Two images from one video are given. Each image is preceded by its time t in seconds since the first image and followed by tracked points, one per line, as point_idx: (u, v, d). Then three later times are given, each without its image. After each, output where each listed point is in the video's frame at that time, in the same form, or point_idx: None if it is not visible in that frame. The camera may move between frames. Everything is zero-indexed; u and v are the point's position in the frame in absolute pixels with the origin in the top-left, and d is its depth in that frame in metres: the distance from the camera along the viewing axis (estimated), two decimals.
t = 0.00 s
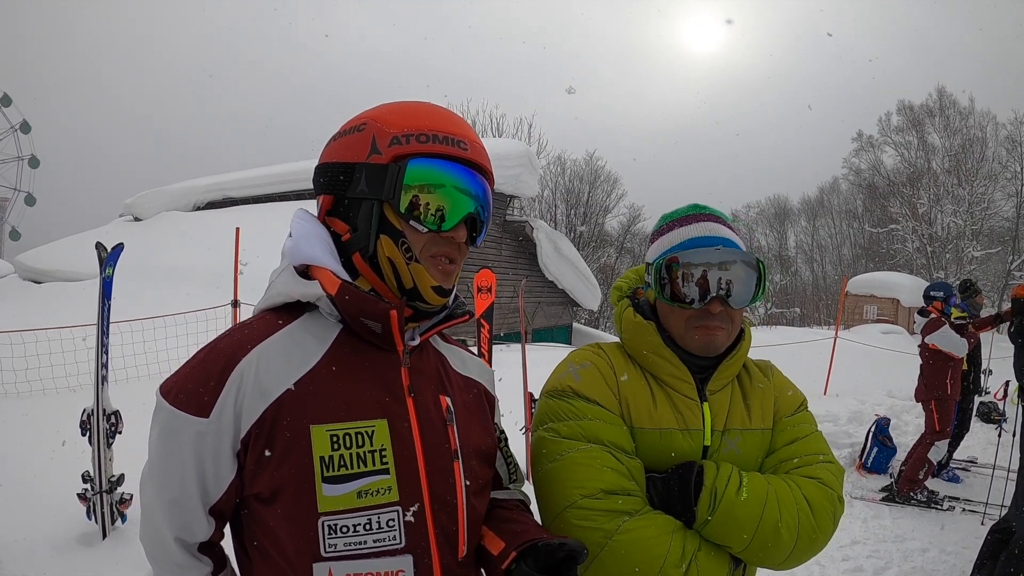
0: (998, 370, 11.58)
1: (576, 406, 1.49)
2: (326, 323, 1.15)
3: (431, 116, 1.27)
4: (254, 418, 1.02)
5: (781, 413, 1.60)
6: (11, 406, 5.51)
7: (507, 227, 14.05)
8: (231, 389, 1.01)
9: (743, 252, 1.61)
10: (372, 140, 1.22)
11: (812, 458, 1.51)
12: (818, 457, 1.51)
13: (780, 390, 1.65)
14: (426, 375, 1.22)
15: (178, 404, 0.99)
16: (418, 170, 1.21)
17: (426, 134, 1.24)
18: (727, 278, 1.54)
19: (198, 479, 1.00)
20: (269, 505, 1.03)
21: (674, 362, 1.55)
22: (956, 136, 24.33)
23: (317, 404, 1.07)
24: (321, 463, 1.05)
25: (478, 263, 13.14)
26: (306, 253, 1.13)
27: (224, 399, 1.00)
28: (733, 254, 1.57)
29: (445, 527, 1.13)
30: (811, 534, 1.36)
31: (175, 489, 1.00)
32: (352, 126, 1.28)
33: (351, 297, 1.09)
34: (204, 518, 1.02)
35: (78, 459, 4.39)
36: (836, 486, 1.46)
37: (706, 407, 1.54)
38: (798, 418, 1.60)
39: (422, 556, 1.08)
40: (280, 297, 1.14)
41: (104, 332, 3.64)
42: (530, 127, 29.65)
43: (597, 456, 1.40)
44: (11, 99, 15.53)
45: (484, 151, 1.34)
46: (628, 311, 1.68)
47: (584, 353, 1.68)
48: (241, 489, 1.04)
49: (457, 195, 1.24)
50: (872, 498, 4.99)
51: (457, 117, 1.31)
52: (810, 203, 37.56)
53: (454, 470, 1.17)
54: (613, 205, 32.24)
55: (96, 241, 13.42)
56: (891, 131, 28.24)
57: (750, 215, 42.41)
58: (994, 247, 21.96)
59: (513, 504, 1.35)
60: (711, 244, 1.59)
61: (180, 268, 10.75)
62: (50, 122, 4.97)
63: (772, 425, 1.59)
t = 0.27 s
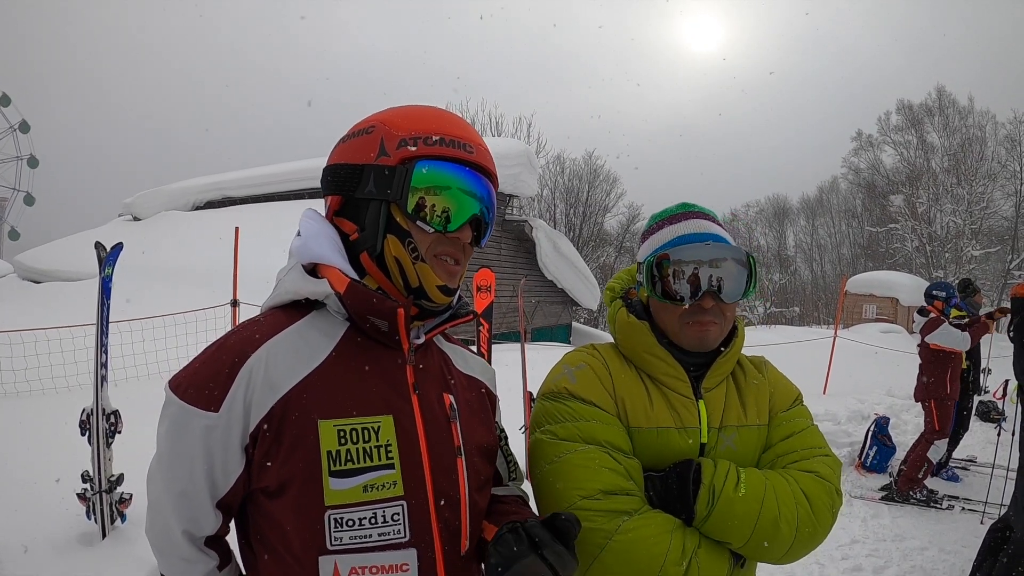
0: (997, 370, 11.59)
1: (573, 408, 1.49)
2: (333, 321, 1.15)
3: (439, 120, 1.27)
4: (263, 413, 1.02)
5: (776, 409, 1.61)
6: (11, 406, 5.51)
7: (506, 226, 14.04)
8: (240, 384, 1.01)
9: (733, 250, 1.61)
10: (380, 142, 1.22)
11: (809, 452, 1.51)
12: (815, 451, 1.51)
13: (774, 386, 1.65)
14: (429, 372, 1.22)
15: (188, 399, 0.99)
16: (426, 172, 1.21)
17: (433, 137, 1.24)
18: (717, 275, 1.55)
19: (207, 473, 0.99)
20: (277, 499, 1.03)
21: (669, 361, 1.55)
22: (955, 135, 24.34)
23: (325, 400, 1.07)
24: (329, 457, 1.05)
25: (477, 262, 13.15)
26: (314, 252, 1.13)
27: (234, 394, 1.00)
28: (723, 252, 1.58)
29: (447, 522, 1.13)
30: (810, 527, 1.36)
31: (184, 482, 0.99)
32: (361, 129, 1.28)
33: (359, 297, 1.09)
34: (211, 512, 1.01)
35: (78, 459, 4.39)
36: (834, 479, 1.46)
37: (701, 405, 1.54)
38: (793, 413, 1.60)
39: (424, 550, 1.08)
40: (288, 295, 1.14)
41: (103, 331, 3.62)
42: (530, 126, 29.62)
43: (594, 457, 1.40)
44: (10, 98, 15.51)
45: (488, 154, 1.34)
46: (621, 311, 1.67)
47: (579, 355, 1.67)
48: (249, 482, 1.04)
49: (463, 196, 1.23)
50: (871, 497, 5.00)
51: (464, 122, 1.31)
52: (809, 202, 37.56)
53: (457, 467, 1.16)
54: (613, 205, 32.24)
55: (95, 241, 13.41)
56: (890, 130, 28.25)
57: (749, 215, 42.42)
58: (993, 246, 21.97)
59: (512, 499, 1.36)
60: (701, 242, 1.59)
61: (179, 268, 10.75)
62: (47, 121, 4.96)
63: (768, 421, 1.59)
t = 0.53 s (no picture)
0: (994, 370, 11.61)
1: (572, 403, 1.49)
2: (331, 320, 1.15)
3: (437, 126, 1.27)
4: (262, 411, 1.02)
5: (774, 409, 1.61)
6: (10, 406, 5.50)
7: (505, 227, 14.05)
8: (240, 381, 1.01)
9: (719, 253, 1.60)
10: (379, 146, 1.22)
11: (806, 451, 1.51)
12: (811, 451, 1.51)
13: (771, 386, 1.66)
14: (425, 370, 1.22)
15: (188, 396, 0.99)
16: (423, 178, 1.21)
17: (432, 143, 1.23)
18: (703, 278, 1.55)
19: (208, 469, 0.99)
20: (275, 494, 1.03)
21: (664, 361, 1.55)
22: (954, 136, 24.40)
23: (323, 397, 1.07)
24: (326, 453, 1.05)
25: (476, 263, 13.16)
26: (313, 253, 1.13)
27: (234, 392, 1.00)
28: (708, 257, 1.57)
29: (443, 517, 1.13)
30: (807, 526, 1.37)
31: (185, 479, 0.99)
32: (360, 132, 1.28)
33: (357, 296, 1.10)
34: (211, 508, 1.02)
35: (76, 459, 4.38)
36: (831, 479, 1.47)
37: (698, 403, 1.54)
38: (790, 413, 1.61)
39: (420, 545, 1.09)
40: (287, 295, 1.14)
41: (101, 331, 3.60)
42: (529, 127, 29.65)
43: (594, 451, 1.40)
44: (9, 99, 15.50)
45: (487, 160, 1.34)
46: (618, 313, 1.68)
47: (578, 353, 1.67)
48: (248, 478, 1.04)
49: (460, 201, 1.24)
50: (870, 497, 5.00)
51: (462, 127, 1.31)
52: (808, 203, 37.59)
53: (453, 463, 1.16)
54: (612, 205, 32.24)
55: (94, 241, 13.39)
56: (888, 131, 28.30)
57: (748, 215, 42.44)
58: (991, 247, 22.01)
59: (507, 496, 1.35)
60: (686, 247, 1.59)
61: (178, 268, 10.75)
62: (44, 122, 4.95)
63: (765, 420, 1.60)
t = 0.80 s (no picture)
0: (996, 370, 11.58)
1: (574, 399, 1.49)
2: (326, 317, 1.15)
3: (444, 133, 1.26)
4: (258, 404, 1.02)
5: (776, 411, 1.61)
6: (11, 406, 5.51)
7: (505, 227, 14.05)
8: (237, 376, 1.01)
9: (721, 254, 1.60)
10: (384, 153, 1.22)
11: (808, 454, 1.51)
12: (813, 453, 1.51)
13: (774, 387, 1.66)
14: (421, 367, 1.22)
15: (187, 391, 0.99)
16: (425, 187, 1.21)
17: (437, 155, 1.23)
18: (706, 279, 1.55)
19: (205, 463, 0.99)
20: (272, 487, 1.03)
21: (666, 362, 1.55)
22: (955, 136, 24.38)
23: (318, 392, 1.07)
24: (320, 447, 1.05)
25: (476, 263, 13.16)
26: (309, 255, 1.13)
27: (231, 386, 1.00)
28: (710, 258, 1.57)
29: (437, 511, 1.14)
30: (807, 527, 1.37)
31: (182, 473, 0.99)
32: (366, 135, 1.28)
33: (353, 296, 1.10)
34: (209, 501, 1.01)
35: (78, 459, 4.39)
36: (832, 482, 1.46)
37: (699, 403, 1.54)
38: (793, 415, 1.60)
39: (415, 538, 1.08)
40: (283, 294, 1.14)
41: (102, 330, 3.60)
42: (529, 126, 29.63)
43: (596, 446, 1.40)
44: (10, 99, 15.51)
45: (492, 170, 1.33)
46: (622, 312, 1.67)
47: (583, 350, 1.67)
48: (244, 472, 1.04)
49: (463, 215, 1.23)
50: (871, 497, 5.00)
51: (470, 138, 1.30)
52: (809, 203, 37.54)
53: (447, 457, 1.17)
54: (613, 205, 32.21)
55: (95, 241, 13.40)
56: (889, 130, 28.27)
57: (749, 215, 42.39)
58: (992, 246, 21.98)
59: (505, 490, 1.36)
60: (689, 248, 1.59)
61: (179, 268, 10.75)
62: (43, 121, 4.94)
63: (767, 421, 1.59)
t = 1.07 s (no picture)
0: (994, 369, 11.61)
1: (573, 398, 1.49)
2: (320, 316, 1.15)
3: (430, 125, 1.26)
4: (252, 404, 1.02)
5: (776, 410, 1.61)
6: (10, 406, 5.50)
7: (504, 226, 14.05)
8: (231, 375, 1.01)
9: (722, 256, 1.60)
10: (371, 146, 1.21)
11: (806, 453, 1.51)
12: (813, 452, 1.51)
13: (774, 387, 1.66)
14: (416, 366, 1.22)
15: (180, 390, 0.99)
16: (416, 178, 1.20)
17: (425, 144, 1.23)
18: (706, 279, 1.55)
19: (198, 462, 0.99)
20: (265, 488, 1.03)
21: (664, 359, 1.55)
22: (953, 136, 24.41)
23: (312, 392, 1.07)
24: (314, 447, 1.05)
25: (476, 262, 13.16)
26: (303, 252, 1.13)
27: (224, 385, 1.00)
28: (710, 257, 1.57)
29: (431, 511, 1.14)
30: (807, 526, 1.37)
31: (174, 471, 0.99)
32: (351, 131, 1.27)
33: (348, 294, 1.10)
34: (202, 501, 1.02)
35: (77, 459, 4.39)
36: (832, 480, 1.47)
37: (699, 401, 1.54)
38: (793, 415, 1.61)
39: (408, 537, 1.09)
40: (277, 292, 1.14)
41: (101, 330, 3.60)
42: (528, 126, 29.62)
43: (596, 445, 1.40)
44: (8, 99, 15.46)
45: (480, 158, 1.33)
46: (622, 311, 1.67)
47: (583, 349, 1.67)
48: (238, 472, 1.04)
49: (452, 203, 1.23)
50: (869, 496, 5.01)
51: (454, 126, 1.30)
52: (808, 202, 37.56)
53: (442, 458, 1.17)
54: (612, 204, 32.21)
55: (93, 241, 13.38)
56: (888, 130, 28.30)
57: (747, 214, 42.40)
58: (991, 246, 22.02)
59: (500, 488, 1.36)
60: (689, 247, 1.59)
61: (178, 267, 10.75)
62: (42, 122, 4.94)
63: (767, 420, 1.60)
